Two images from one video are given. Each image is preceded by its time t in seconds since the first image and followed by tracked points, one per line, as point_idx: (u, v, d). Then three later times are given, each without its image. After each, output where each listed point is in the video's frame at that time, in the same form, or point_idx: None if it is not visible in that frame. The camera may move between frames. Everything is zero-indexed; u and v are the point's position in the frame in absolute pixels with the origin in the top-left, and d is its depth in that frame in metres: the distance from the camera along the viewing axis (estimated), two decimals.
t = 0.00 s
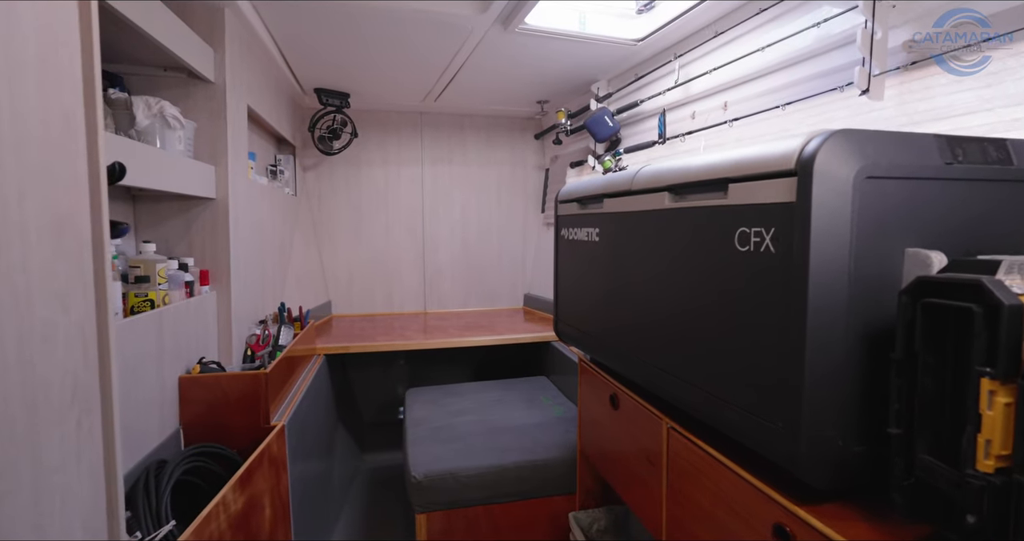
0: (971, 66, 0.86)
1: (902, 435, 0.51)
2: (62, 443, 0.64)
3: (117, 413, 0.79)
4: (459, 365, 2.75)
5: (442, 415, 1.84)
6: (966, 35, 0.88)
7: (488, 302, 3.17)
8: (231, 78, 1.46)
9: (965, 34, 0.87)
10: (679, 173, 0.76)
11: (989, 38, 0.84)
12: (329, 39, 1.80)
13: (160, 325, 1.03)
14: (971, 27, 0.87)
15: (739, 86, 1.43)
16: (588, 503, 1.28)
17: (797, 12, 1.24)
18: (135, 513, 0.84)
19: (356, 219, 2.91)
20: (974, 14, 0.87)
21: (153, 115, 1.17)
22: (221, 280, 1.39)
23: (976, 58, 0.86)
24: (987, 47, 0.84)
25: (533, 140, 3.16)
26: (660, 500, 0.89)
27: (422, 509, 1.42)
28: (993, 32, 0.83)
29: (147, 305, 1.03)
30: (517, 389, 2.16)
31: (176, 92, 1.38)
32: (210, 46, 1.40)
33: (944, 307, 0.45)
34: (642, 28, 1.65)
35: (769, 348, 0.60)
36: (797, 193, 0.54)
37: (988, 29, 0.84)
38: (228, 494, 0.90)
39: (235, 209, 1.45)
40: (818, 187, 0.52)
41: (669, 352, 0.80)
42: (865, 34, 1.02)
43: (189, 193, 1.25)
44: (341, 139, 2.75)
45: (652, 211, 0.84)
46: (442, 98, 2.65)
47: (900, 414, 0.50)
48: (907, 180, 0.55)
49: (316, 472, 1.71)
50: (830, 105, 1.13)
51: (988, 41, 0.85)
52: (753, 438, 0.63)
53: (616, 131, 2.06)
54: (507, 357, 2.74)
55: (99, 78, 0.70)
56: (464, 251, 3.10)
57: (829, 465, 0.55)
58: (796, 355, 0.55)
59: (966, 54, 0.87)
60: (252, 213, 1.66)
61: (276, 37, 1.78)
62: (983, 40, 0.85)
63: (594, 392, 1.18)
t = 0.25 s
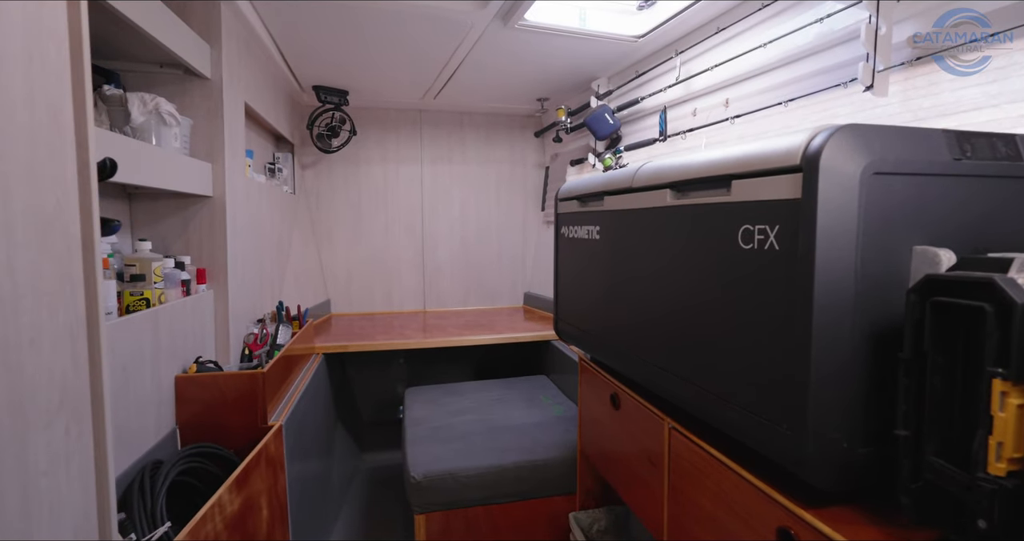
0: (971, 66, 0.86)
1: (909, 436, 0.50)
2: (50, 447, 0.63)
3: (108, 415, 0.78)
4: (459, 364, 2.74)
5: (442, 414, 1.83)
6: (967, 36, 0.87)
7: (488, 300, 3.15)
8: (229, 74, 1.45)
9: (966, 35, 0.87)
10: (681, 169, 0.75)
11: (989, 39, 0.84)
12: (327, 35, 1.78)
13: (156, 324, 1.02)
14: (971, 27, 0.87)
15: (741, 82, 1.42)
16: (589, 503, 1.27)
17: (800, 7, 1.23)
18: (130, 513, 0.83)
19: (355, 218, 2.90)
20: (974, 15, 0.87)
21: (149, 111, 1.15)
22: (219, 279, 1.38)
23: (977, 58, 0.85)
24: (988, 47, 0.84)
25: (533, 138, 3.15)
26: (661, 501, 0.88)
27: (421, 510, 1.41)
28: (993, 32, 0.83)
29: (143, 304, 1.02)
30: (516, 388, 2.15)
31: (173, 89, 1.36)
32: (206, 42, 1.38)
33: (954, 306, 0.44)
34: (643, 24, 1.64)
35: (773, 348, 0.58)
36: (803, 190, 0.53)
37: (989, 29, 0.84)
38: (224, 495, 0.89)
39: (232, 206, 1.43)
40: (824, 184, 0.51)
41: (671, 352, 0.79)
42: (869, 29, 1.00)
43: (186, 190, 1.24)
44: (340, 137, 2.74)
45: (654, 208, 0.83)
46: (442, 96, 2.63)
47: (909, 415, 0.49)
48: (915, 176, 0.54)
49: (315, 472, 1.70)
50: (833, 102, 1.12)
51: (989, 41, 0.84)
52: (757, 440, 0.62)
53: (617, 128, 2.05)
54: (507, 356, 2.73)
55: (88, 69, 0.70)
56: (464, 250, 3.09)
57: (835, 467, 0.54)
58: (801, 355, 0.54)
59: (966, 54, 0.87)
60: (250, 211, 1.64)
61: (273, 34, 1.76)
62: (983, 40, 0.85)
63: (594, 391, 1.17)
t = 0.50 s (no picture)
0: (971, 66, 0.86)
1: (917, 438, 0.49)
2: (40, 451, 0.62)
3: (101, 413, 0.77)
4: (458, 364, 2.74)
5: (442, 414, 1.82)
6: (966, 36, 0.87)
7: (488, 299, 3.14)
8: (226, 71, 1.44)
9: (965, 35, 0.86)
10: (683, 166, 0.74)
11: (989, 39, 0.83)
12: (325, 32, 1.77)
13: (152, 323, 1.01)
14: (971, 27, 0.86)
15: (744, 79, 1.41)
16: (589, 503, 1.27)
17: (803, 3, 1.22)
18: (125, 516, 0.82)
19: (354, 216, 2.89)
20: (975, 15, 0.86)
21: (146, 108, 1.14)
22: (216, 277, 1.37)
23: (976, 58, 0.85)
24: (988, 46, 0.83)
25: (534, 136, 3.13)
26: (662, 502, 0.87)
27: (421, 510, 1.40)
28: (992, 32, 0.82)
29: (139, 302, 1.01)
30: (516, 387, 2.14)
31: (169, 86, 1.35)
32: (204, 38, 1.37)
33: (964, 305, 0.43)
34: (645, 21, 1.62)
35: (777, 348, 0.57)
36: (809, 187, 0.52)
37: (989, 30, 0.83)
38: (221, 495, 0.88)
39: (230, 205, 1.42)
40: (830, 180, 0.50)
41: (673, 352, 0.78)
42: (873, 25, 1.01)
43: (183, 188, 1.23)
44: (339, 135, 2.73)
45: (655, 206, 0.82)
46: (441, 93, 2.62)
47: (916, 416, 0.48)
48: (922, 172, 0.53)
49: (314, 472, 1.69)
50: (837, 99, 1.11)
51: (989, 41, 0.83)
52: (761, 442, 0.61)
53: (618, 126, 2.04)
54: (507, 355, 2.72)
55: (78, 57, 0.69)
56: (463, 248, 3.07)
57: (841, 469, 0.53)
58: (806, 355, 0.53)
59: (966, 54, 0.87)
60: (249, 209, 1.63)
61: (271, 30, 1.75)
62: (983, 40, 0.84)
63: (594, 391, 1.16)
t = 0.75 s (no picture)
0: (971, 66, 0.86)
1: (925, 440, 0.48)
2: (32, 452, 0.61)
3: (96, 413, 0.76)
4: (459, 363, 2.73)
5: (442, 413, 1.81)
6: (967, 36, 0.87)
7: (488, 298, 3.14)
8: (224, 69, 1.43)
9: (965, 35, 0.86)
10: (685, 164, 0.73)
11: (988, 39, 0.83)
12: (325, 30, 1.76)
13: (150, 322, 1.00)
14: (971, 27, 0.86)
15: (746, 76, 1.40)
16: (590, 504, 1.26)
17: None
18: (122, 516, 0.81)
19: (354, 215, 2.88)
20: (975, 15, 0.86)
21: (142, 106, 1.14)
22: (215, 276, 1.36)
23: (976, 58, 0.85)
24: (988, 47, 0.84)
25: (534, 134, 3.12)
26: (664, 503, 0.86)
27: (420, 510, 1.40)
28: (993, 31, 0.82)
29: (136, 301, 1.00)
30: (517, 387, 2.13)
31: (167, 83, 1.34)
32: (202, 35, 1.36)
33: (974, 304, 0.42)
34: (646, 18, 1.61)
35: (781, 348, 0.57)
36: (814, 184, 0.51)
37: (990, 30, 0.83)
38: (218, 496, 0.87)
39: (229, 203, 1.41)
40: (836, 177, 0.49)
41: (675, 351, 0.78)
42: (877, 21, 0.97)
43: (181, 186, 1.22)
44: (338, 134, 2.71)
45: (657, 204, 0.81)
46: (441, 91, 2.61)
47: (924, 418, 0.47)
48: (930, 169, 0.52)
49: (314, 471, 1.68)
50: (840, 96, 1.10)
51: (989, 42, 0.84)
52: (765, 443, 0.60)
53: (619, 124, 2.03)
54: (507, 354, 2.72)
55: (71, 51, 0.68)
56: (463, 247, 3.07)
57: (847, 471, 0.52)
58: (811, 356, 0.52)
59: (966, 54, 0.87)
60: (247, 208, 1.62)
61: (270, 28, 1.74)
62: (983, 41, 0.85)
63: (595, 390, 1.15)
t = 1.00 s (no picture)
0: (972, 66, 0.86)
1: (932, 441, 0.47)
2: (24, 454, 0.60)
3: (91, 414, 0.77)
4: (459, 362, 2.72)
5: (442, 413, 1.81)
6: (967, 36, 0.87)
7: (488, 297, 3.13)
8: (222, 66, 1.42)
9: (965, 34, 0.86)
10: (687, 161, 0.72)
11: (988, 38, 0.83)
12: (325, 27, 1.75)
13: (148, 321, 1.00)
14: (971, 27, 0.87)
15: (748, 74, 1.39)
16: (591, 504, 1.25)
17: None
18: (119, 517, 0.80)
19: (354, 214, 2.88)
20: (974, 14, 0.86)
21: (140, 104, 1.13)
22: (214, 275, 1.35)
23: (977, 58, 0.85)
24: (988, 46, 0.83)
25: (535, 133, 3.11)
26: (665, 503, 0.85)
27: (420, 511, 1.39)
28: (993, 30, 0.82)
29: (134, 301, 0.99)
30: (517, 386, 2.13)
31: (165, 81, 1.33)
32: (200, 32, 1.35)
33: (983, 304, 0.41)
34: (647, 15, 1.60)
35: (786, 348, 0.56)
36: (819, 181, 0.50)
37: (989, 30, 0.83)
38: (217, 497, 0.87)
39: (228, 202, 1.41)
40: (841, 174, 0.48)
41: (676, 351, 0.77)
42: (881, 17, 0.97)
43: (179, 185, 1.21)
44: (338, 132, 2.71)
45: (658, 203, 0.80)
46: (441, 90, 2.60)
47: (931, 419, 0.47)
48: (937, 166, 0.51)
49: (313, 471, 1.68)
50: (843, 93, 1.09)
51: (989, 41, 0.83)
52: (769, 444, 0.60)
53: (620, 122, 2.02)
54: (508, 353, 2.71)
55: (65, 53, 0.68)
56: (464, 246, 3.06)
57: (853, 473, 0.51)
58: (817, 356, 0.51)
59: (966, 54, 0.87)
60: (246, 206, 1.62)
61: (269, 25, 1.73)
62: (982, 40, 0.84)
63: (596, 390, 1.14)
